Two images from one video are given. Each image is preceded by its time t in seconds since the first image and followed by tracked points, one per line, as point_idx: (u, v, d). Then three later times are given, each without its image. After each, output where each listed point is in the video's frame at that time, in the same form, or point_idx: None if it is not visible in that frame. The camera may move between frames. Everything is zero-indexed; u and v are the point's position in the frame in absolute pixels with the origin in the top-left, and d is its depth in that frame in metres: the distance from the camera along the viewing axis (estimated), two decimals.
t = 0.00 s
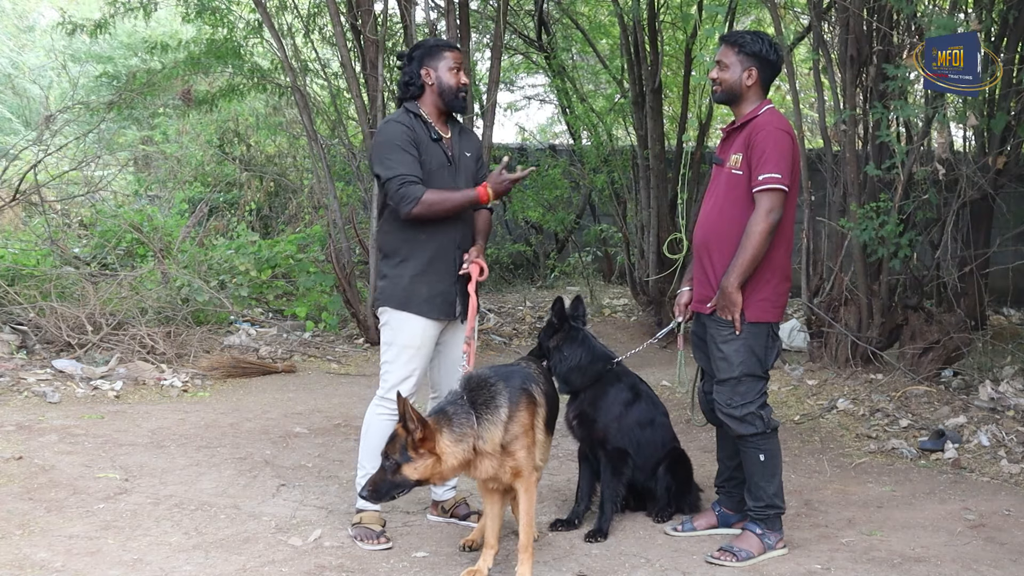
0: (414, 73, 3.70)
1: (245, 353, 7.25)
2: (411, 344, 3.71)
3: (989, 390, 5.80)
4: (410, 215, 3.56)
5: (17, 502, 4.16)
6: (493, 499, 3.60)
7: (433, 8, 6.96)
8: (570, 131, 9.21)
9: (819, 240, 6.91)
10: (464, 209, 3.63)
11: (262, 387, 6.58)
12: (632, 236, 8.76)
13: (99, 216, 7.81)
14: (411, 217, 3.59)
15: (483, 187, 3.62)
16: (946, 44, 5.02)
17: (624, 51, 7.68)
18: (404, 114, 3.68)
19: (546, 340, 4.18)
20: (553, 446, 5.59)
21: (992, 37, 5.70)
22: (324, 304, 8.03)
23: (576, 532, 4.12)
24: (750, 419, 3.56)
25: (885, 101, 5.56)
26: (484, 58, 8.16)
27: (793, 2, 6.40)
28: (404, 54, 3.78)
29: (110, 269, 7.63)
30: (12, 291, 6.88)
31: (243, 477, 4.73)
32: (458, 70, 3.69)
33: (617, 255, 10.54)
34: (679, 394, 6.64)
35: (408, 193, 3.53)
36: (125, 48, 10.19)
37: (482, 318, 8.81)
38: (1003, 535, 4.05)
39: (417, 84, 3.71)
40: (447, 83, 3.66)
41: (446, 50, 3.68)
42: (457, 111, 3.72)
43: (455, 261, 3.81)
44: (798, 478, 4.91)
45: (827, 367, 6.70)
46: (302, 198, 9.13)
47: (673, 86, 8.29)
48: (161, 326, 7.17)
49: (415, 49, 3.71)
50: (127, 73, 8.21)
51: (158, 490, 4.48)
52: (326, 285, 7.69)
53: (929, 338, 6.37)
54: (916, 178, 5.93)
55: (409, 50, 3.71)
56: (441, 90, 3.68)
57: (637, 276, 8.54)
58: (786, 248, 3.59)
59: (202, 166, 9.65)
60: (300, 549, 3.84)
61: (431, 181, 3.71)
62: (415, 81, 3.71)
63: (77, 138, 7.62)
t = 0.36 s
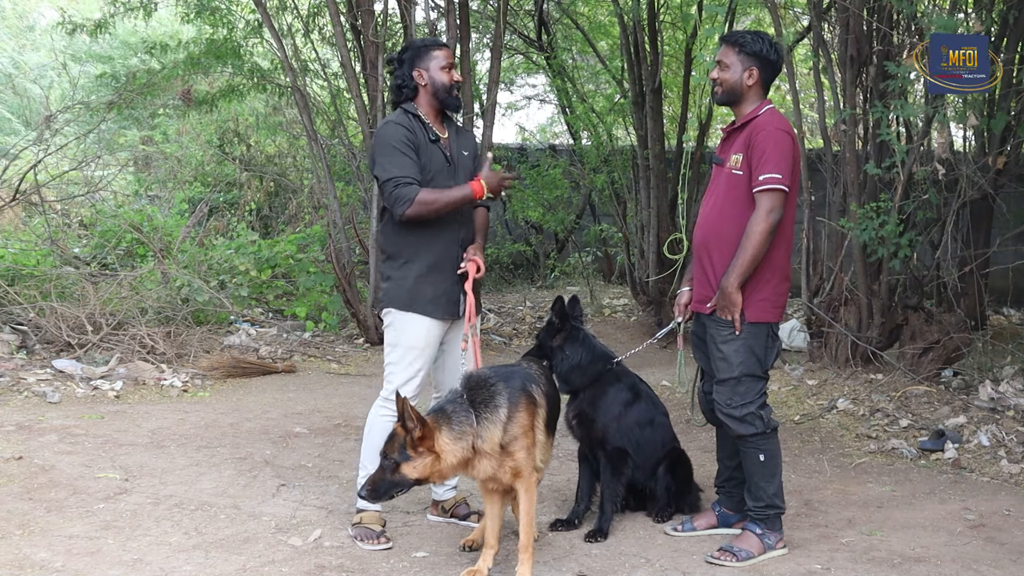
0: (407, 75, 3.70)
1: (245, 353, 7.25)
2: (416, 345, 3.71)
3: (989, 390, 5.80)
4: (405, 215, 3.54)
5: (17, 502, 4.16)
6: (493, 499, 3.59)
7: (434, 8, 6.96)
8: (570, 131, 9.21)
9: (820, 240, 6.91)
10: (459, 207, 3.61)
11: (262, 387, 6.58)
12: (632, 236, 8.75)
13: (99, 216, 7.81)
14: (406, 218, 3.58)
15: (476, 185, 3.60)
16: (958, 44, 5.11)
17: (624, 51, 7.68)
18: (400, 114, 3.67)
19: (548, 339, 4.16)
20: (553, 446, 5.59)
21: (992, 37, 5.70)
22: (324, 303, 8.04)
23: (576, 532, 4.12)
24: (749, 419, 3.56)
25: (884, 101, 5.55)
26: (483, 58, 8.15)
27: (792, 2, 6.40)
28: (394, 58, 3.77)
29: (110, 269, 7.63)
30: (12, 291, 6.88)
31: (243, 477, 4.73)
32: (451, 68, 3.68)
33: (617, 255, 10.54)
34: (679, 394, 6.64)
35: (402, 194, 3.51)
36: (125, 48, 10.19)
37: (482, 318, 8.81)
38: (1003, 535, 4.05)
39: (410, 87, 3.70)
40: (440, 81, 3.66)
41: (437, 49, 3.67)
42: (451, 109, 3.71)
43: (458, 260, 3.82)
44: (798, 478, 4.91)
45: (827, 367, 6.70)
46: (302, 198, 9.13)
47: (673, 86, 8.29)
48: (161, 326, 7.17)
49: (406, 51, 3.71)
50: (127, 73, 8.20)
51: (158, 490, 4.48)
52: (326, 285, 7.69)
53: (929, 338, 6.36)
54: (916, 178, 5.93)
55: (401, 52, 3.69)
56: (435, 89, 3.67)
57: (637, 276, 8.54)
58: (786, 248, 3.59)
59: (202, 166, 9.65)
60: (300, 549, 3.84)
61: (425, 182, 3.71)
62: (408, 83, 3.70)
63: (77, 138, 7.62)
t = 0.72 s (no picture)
0: (401, 75, 3.70)
1: (246, 353, 7.25)
2: (407, 343, 3.70)
3: (989, 390, 5.80)
4: (420, 210, 3.52)
5: (17, 502, 4.16)
6: (494, 499, 3.59)
7: (434, 8, 6.96)
8: (570, 132, 9.21)
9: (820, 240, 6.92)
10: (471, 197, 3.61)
11: (262, 387, 6.58)
12: (632, 236, 8.75)
13: (99, 216, 7.81)
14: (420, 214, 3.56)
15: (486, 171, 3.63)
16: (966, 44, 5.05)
17: (624, 51, 7.69)
18: (393, 114, 3.67)
19: (547, 339, 4.20)
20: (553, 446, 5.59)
21: (992, 37, 5.70)
22: (324, 304, 8.03)
23: (576, 532, 4.13)
24: (748, 420, 3.56)
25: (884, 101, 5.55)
26: (483, 58, 8.15)
27: (792, 2, 6.40)
28: (390, 55, 3.75)
29: (110, 269, 7.63)
30: (12, 291, 6.88)
31: (243, 477, 4.73)
32: (446, 68, 3.68)
33: (617, 255, 10.54)
34: (679, 394, 6.64)
35: (414, 188, 3.50)
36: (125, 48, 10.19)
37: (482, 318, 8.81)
38: (1003, 535, 4.05)
39: (405, 87, 3.71)
40: (435, 81, 3.66)
41: (433, 49, 3.66)
42: (447, 107, 3.72)
43: (450, 262, 3.82)
44: (798, 478, 4.91)
45: (827, 367, 6.70)
46: (302, 198, 9.13)
47: (672, 86, 8.29)
48: (161, 326, 7.17)
49: (402, 50, 3.70)
50: (127, 73, 8.20)
51: (158, 490, 4.49)
52: (326, 285, 7.70)
53: (929, 338, 6.36)
54: (916, 178, 5.93)
55: (394, 52, 3.70)
56: (430, 89, 3.67)
57: (637, 276, 8.54)
58: (786, 248, 3.59)
59: (202, 166, 9.65)
60: (300, 549, 3.84)
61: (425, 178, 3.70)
62: (402, 84, 3.71)
63: (77, 138, 7.62)
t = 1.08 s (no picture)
0: (397, 77, 3.70)
1: (246, 353, 7.25)
2: (409, 344, 3.71)
3: (989, 390, 5.80)
4: (418, 211, 3.52)
5: (17, 502, 4.16)
6: (492, 499, 3.58)
7: (434, 8, 6.96)
8: (570, 131, 9.20)
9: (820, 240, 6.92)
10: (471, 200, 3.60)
11: (262, 387, 6.58)
12: (632, 236, 8.75)
13: (99, 216, 7.81)
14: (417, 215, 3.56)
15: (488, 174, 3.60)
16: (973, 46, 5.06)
17: (624, 51, 7.69)
18: (393, 114, 3.67)
19: (544, 341, 4.21)
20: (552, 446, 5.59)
21: (992, 37, 5.70)
22: (324, 303, 8.03)
23: (576, 532, 4.13)
24: (747, 420, 3.56)
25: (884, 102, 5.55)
26: (483, 58, 8.14)
27: (792, 2, 6.40)
28: (387, 56, 3.75)
29: (110, 269, 7.62)
30: (12, 291, 6.88)
31: (243, 477, 4.73)
32: (443, 70, 3.67)
33: (617, 255, 10.54)
34: (679, 394, 6.64)
35: (413, 189, 3.50)
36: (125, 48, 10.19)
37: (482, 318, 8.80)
38: (1003, 535, 4.05)
39: (401, 88, 3.71)
40: (432, 83, 3.65)
41: (430, 50, 3.65)
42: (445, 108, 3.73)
43: (452, 261, 3.82)
44: (798, 478, 4.91)
45: (827, 367, 6.70)
46: (302, 198, 9.13)
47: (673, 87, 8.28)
48: (161, 326, 7.17)
49: (398, 52, 3.70)
50: (127, 73, 8.19)
51: (158, 490, 4.49)
52: (326, 285, 7.69)
53: (929, 338, 6.36)
54: (916, 178, 5.92)
55: (390, 54, 3.69)
56: (426, 90, 3.67)
57: (637, 276, 8.54)
58: (785, 248, 3.59)
59: (202, 166, 9.64)
60: (300, 549, 3.84)
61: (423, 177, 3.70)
62: (398, 85, 3.70)
63: (77, 138, 7.62)
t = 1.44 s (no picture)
0: (399, 74, 3.71)
1: (245, 353, 7.25)
2: (404, 343, 3.71)
3: (989, 390, 5.80)
4: (397, 220, 3.58)
5: (17, 502, 4.16)
6: (492, 501, 3.56)
7: (434, 8, 6.96)
8: (570, 131, 9.19)
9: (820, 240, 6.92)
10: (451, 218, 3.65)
11: (262, 387, 6.57)
12: (632, 236, 8.75)
13: (99, 216, 7.81)
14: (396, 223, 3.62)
15: (471, 198, 3.64)
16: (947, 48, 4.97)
17: (624, 51, 7.69)
18: (391, 113, 3.67)
19: (543, 341, 4.21)
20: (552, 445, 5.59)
21: (992, 37, 5.70)
22: (324, 304, 8.02)
23: (576, 532, 4.13)
24: (747, 420, 3.56)
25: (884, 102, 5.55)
26: (483, 58, 8.13)
27: (793, 2, 6.39)
28: (387, 54, 3.76)
29: (110, 269, 7.62)
30: (12, 291, 6.88)
31: (243, 477, 4.73)
32: (443, 69, 3.68)
33: (617, 255, 10.54)
34: (679, 394, 6.64)
35: (394, 199, 3.55)
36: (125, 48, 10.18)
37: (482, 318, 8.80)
38: (1003, 535, 4.05)
39: (402, 86, 3.72)
40: (432, 81, 3.66)
41: (432, 49, 3.65)
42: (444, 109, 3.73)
43: (446, 262, 3.81)
44: (798, 478, 4.91)
45: (827, 367, 6.69)
46: (302, 198, 9.14)
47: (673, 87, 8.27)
48: (161, 326, 7.17)
49: (400, 50, 3.70)
50: (127, 74, 8.19)
51: (158, 490, 4.48)
52: (326, 285, 7.68)
53: (929, 338, 6.36)
54: (915, 178, 5.92)
55: (392, 51, 3.70)
56: (427, 89, 3.67)
57: (637, 276, 8.55)
58: (783, 249, 3.60)
59: (202, 166, 9.63)
60: (300, 549, 3.84)
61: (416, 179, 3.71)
62: (400, 83, 3.71)
63: (77, 138, 7.61)
